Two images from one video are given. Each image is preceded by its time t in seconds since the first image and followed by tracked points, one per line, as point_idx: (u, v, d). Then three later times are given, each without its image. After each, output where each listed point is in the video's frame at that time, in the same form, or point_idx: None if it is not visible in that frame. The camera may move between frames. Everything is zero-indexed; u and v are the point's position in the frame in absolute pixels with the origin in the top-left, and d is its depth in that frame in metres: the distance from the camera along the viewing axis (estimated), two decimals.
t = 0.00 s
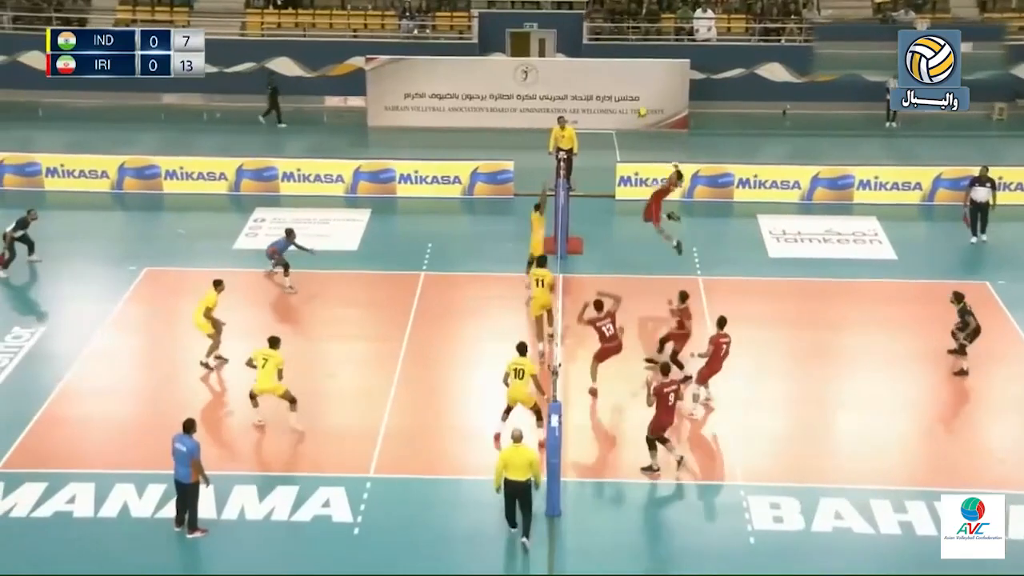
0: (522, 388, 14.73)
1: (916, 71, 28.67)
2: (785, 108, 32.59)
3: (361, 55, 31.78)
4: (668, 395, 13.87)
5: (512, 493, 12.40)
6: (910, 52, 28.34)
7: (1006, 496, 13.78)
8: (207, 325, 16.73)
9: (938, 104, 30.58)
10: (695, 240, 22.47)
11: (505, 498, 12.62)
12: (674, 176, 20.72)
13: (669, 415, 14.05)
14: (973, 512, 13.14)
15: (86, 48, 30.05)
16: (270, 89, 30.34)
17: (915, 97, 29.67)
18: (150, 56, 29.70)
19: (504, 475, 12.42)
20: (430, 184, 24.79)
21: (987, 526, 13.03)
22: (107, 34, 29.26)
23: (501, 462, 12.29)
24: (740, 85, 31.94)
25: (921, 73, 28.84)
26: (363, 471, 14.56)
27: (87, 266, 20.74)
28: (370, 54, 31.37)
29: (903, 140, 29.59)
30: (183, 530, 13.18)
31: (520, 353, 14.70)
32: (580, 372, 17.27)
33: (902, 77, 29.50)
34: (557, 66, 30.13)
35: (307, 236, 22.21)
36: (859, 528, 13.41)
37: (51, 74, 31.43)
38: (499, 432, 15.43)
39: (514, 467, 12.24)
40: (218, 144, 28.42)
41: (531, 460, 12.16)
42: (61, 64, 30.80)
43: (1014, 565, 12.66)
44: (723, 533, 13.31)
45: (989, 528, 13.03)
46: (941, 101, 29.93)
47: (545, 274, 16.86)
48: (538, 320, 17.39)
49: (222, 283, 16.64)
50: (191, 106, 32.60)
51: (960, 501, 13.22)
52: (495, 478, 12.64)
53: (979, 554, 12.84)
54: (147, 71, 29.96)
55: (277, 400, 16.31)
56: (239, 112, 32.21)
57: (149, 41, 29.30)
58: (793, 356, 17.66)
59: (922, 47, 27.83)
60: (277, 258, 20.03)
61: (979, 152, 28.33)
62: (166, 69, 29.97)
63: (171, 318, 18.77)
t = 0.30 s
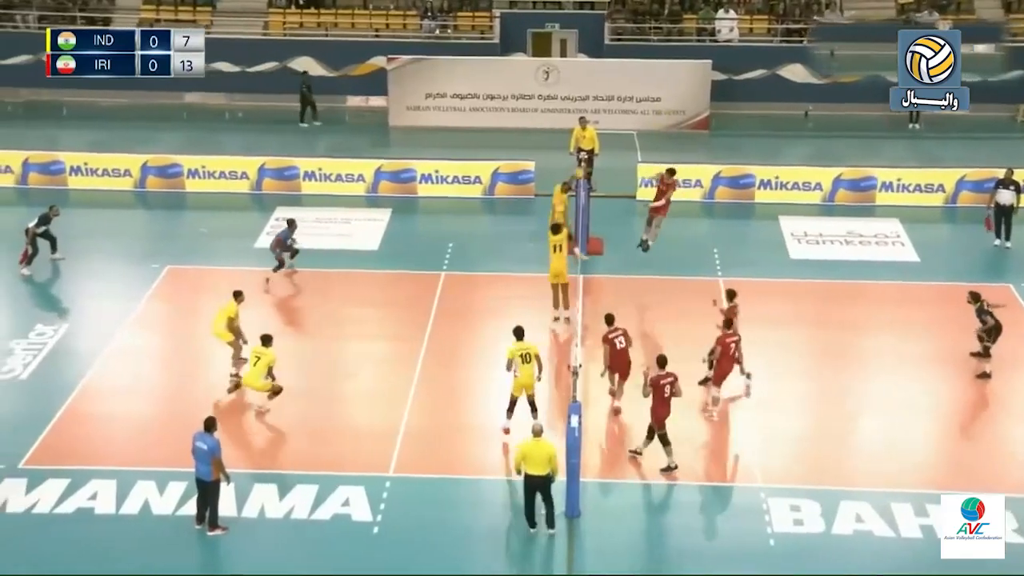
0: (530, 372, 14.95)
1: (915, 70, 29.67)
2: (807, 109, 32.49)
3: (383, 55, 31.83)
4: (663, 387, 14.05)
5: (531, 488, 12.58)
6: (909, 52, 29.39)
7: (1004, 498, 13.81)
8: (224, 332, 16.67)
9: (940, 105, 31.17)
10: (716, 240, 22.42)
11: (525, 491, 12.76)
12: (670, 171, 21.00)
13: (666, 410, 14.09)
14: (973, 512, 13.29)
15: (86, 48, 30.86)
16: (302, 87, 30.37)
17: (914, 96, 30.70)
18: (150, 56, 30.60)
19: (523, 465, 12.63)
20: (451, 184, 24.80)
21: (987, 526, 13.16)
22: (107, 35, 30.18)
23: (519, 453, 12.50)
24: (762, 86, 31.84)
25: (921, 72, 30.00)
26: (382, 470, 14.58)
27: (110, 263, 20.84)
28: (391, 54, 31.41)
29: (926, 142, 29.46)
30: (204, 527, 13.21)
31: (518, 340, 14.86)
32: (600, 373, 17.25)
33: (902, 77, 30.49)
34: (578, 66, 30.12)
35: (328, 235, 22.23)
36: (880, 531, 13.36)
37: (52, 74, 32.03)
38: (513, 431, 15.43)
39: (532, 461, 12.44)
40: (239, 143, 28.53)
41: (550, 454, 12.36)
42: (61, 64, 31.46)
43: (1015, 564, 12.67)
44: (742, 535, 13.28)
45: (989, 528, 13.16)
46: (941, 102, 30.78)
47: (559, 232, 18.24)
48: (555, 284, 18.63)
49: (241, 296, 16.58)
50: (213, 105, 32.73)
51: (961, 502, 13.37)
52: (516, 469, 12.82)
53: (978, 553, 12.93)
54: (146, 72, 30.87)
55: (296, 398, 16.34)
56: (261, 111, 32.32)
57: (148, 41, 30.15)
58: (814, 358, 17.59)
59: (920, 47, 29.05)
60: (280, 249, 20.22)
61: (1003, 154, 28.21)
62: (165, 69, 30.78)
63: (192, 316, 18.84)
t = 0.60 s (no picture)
0: (543, 389, 14.87)
1: (915, 72, 28.48)
2: (844, 111, 32.02)
3: (419, 54, 31.92)
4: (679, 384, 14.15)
5: (566, 484, 12.60)
6: (910, 54, 28.38)
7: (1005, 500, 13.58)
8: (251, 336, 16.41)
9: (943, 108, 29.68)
10: (752, 242, 22.36)
11: (561, 488, 12.77)
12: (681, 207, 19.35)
13: (679, 402, 14.38)
14: (973, 512, 12.94)
15: (86, 48, 30.44)
16: (355, 87, 30.53)
17: (913, 96, 29.31)
18: (150, 56, 30.13)
19: (558, 464, 12.66)
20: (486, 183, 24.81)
21: (987, 526, 12.83)
22: (107, 35, 29.74)
23: (556, 452, 12.51)
24: (799, 87, 31.67)
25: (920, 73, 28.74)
26: (414, 468, 14.63)
27: (147, 260, 21.02)
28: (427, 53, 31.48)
29: (963, 144, 29.20)
30: (237, 523, 13.31)
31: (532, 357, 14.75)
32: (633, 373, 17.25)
33: (902, 77, 29.21)
34: (614, 66, 30.07)
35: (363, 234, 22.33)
36: (914, 536, 13.27)
37: (53, 74, 31.71)
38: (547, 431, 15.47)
39: (569, 459, 12.46)
40: (275, 141, 28.70)
41: (587, 450, 12.40)
42: (61, 64, 31.07)
43: (1014, 565, 12.59)
44: (773, 537, 13.24)
45: (990, 528, 12.84)
46: (941, 102, 29.27)
47: (586, 228, 18.67)
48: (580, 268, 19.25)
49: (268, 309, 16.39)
50: (250, 102, 32.94)
51: (961, 502, 13.04)
52: (551, 467, 12.85)
53: (978, 554, 12.72)
54: (147, 72, 30.35)
55: (331, 396, 16.43)
56: (297, 109, 32.49)
57: (149, 41, 29.75)
58: (850, 362, 17.50)
59: (921, 47, 27.93)
60: (298, 251, 20.17)
61: None
62: (166, 69, 30.33)
63: (228, 312, 18.98)
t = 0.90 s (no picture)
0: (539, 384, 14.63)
1: (916, 72, 28.34)
2: (851, 111, 31.88)
3: (426, 54, 31.93)
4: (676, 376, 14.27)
5: (578, 484, 12.62)
6: (909, 53, 28.29)
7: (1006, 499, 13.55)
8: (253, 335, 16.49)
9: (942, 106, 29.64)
10: (758, 242, 22.34)
11: (573, 488, 12.77)
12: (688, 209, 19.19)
13: (678, 396, 14.50)
14: (973, 512, 12.96)
15: (87, 48, 30.49)
16: (371, 89, 30.36)
17: (914, 97, 29.31)
18: (150, 56, 30.07)
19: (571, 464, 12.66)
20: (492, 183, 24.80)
21: (987, 526, 12.84)
22: (106, 35, 29.80)
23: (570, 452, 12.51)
24: (806, 87, 31.63)
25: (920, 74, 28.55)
26: (419, 468, 14.64)
27: (153, 259, 21.05)
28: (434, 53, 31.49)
29: (971, 145, 29.13)
30: (242, 523, 13.32)
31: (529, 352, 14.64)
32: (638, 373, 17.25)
33: (902, 77, 29.17)
34: (620, 66, 30.07)
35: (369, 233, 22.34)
36: (920, 536, 13.25)
37: (54, 74, 31.71)
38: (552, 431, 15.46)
39: (584, 458, 12.45)
40: (283, 141, 28.72)
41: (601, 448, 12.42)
42: (62, 64, 31.07)
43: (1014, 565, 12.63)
44: (777, 537, 13.23)
45: (990, 529, 12.85)
46: (941, 102, 29.48)
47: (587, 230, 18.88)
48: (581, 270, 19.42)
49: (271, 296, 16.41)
50: (257, 102, 32.98)
51: (961, 501, 13.06)
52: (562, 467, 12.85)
53: (977, 555, 12.77)
54: (146, 72, 30.22)
55: (336, 395, 16.44)
56: (304, 109, 32.51)
57: (149, 41, 29.67)
58: (856, 362, 17.47)
59: (920, 48, 27.86)
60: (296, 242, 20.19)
61: None
62: (166, 69, 30.21)
63: (234, 311, 19.00)
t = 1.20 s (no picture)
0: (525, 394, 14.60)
1: (916, 71, 28.35)
2: (847, 110, 31.97)
3: (423, 53, 31.92)
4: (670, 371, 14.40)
5: (584, 485, 12.59)
6: (909, 53, 28.38)
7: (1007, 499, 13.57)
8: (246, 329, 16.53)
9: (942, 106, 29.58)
10: (755, 242, 22.34)
11: (579, 490, 12.75)
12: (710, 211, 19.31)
13: (673, 391, 14.61)
14: (973, 512, 13.01)
15: (86, 48, 30.43)
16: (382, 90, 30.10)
17: (914, 97, 29.38)
18: (150, 56, 30.08)
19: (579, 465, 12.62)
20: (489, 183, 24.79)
21: (987, 526, 12.87)
22: (107, 35, 29.74)
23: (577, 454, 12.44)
24: (804, 87, 31.65)
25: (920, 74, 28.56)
26: (416, 467, 14.64)
27: (150, 259, 21.04)
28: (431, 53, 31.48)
29: (969, 144, 29.15)
30: (239, 523, 13.31)
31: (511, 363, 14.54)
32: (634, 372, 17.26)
33: (902, 76, 29.20)
34: (617, 66, 30.07)
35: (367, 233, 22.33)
36: (917, 536, 13.25)
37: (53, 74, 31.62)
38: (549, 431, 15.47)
39: (592, 460, 12.40)
40: (280, 141, 28.72)
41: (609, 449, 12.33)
42: (62, 64, 30.96)
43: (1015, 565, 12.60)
44: (775, 537, 13.22)
45: (990, 528, 12.88)
46: (941, 102, 29.35)
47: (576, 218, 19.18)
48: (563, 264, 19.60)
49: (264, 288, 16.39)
50: (255, 102, 32.97)
51: (961, 502, 13.13)
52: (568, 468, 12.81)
53: (978, 554, 12.76)
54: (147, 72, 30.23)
55: (334, 395, 16.44)
56: (301, 108, 32.50)
57: (149, 41, 29.69)
58: (854, 362, 17.48)
59: (920, 48, 27.85)
60: (293, 246, 20.15)
61: None
62: (166, 69, 30.22)
63: (231, 311, 18.99)
